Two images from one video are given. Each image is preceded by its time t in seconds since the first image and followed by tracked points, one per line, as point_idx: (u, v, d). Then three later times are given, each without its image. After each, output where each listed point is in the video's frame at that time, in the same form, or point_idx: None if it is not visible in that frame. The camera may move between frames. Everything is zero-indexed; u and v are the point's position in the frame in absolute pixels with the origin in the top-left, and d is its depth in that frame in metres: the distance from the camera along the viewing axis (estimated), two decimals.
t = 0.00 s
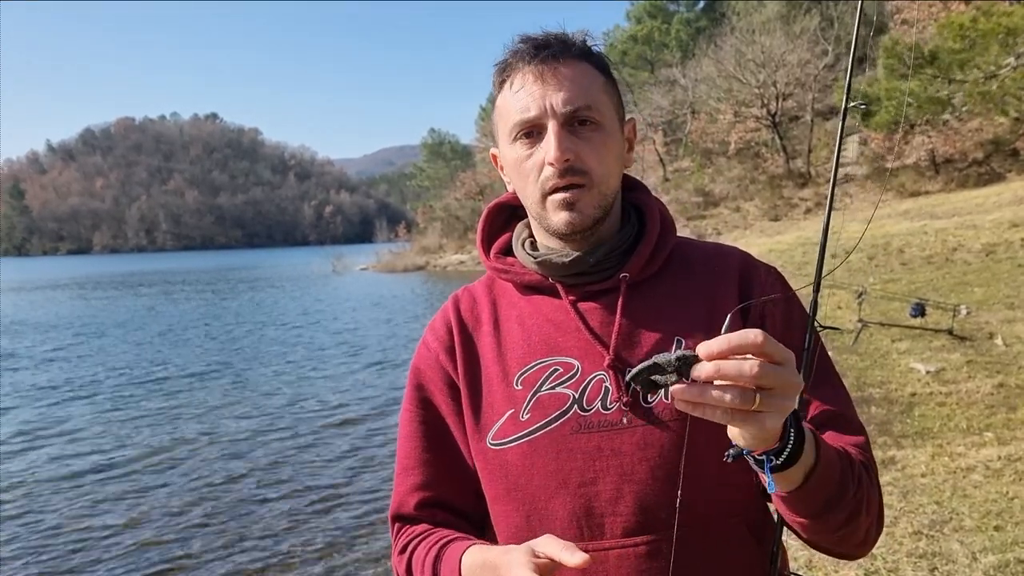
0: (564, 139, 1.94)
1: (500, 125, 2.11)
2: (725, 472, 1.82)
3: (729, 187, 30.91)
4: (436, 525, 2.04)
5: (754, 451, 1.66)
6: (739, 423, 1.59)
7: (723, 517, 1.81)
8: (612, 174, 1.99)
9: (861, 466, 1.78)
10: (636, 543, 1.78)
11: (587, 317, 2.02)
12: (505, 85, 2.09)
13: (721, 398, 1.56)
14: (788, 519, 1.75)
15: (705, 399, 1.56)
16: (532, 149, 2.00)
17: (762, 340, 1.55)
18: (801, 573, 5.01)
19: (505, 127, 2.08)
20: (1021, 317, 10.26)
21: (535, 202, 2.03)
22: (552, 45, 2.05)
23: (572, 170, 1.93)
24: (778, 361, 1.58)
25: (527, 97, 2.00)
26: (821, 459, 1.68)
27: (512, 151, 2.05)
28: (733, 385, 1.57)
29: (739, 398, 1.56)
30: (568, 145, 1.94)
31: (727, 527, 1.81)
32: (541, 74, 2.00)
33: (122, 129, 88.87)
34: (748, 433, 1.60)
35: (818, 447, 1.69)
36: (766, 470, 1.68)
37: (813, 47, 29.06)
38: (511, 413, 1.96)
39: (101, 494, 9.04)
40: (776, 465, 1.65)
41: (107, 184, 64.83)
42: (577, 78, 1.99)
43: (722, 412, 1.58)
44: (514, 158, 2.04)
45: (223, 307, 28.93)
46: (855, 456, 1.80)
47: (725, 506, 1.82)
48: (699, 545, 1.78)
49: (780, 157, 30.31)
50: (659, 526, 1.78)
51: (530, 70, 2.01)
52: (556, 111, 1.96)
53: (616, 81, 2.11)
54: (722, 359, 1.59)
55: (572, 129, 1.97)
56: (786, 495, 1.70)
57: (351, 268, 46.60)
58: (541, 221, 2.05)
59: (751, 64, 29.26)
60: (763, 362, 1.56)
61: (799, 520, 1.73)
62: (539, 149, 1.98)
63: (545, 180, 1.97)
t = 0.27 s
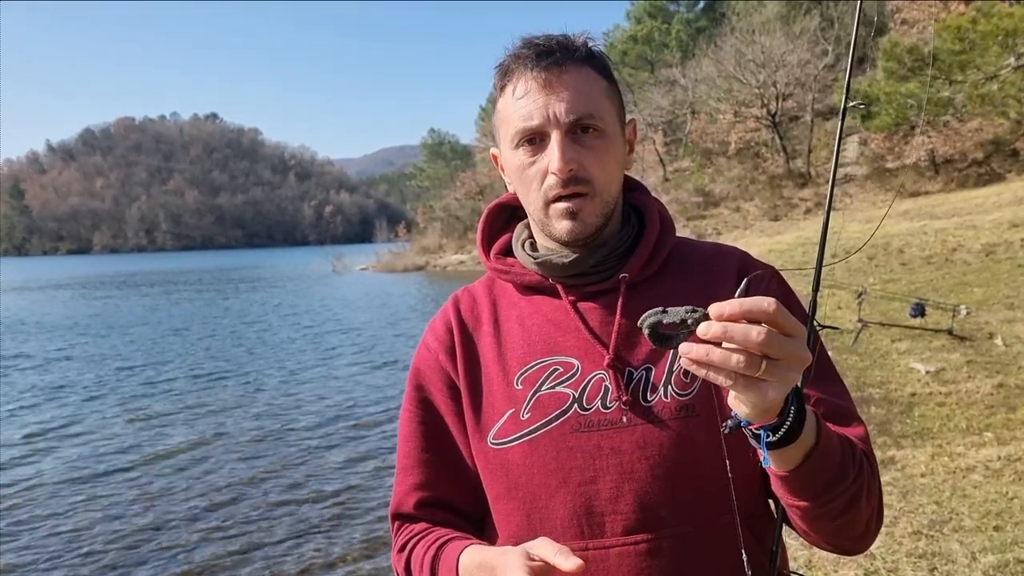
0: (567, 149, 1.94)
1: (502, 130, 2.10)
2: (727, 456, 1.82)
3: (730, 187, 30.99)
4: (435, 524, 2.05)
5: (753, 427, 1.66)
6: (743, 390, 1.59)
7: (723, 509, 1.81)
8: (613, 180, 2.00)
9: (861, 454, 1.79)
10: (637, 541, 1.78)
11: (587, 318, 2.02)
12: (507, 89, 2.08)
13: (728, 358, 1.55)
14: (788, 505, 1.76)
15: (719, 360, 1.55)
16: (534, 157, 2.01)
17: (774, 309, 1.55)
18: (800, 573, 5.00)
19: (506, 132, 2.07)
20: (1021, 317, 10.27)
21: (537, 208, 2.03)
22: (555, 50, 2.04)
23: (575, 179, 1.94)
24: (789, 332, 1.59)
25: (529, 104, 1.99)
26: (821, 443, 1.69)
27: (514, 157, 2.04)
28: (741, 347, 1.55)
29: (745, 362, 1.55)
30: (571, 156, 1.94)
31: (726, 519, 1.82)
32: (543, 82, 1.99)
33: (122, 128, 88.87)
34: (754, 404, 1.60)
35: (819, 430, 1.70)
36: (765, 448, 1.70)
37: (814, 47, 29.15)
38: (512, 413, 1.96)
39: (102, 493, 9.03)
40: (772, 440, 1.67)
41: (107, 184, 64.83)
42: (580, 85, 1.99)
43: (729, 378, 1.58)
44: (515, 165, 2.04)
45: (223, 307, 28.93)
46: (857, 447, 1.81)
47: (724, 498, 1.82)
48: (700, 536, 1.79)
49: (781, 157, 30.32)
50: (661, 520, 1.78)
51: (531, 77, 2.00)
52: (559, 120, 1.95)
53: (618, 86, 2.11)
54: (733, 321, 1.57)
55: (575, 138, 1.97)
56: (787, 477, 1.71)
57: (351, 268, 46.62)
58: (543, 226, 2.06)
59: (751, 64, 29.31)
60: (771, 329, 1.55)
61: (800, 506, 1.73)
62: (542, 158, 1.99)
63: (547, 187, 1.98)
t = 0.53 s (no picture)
0: (569, 149, 1.95)
1: (504, 129, 2.11)
2: (727, 450, 1.83)
3: (729, 187, 30.98)
4: (435, 524, 2.06)
5: (753, 411, 1.67)
6: (742, 362, 1.61)
7: (723, 504, 1.82)
8: (613, 182, 2.01)
9: (862, 444, 1.80)
10: (636, 540, 1.78)
11: (585, 318, 2.03)
12: (511, 87, 2.08)
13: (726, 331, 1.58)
14: (790, 496, 1.77)
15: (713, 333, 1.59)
16: (536, 156, 2.01)
17: (760, 279, 1.59)
18: (800, 573, 5.00)
19: (508, 131, 2.08)
20: (1020, 317, 10.29)
21: (538, 209, 2.04)
22: (560, 49, 2.04)
23: (575, 181, 1.95)
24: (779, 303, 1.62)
25: (533, 103, 2.00)
26: (821, 430, 1.70)
27: (516, 155, 2.05)
28: (734, 318, 1.59)
29: (743, 332, 1.57)
30: (573, 156, 1.95)
31: (724, 516, 1.83)
32: (549, 80, 1.99)
33: (121, 129, 88.80)
34: (752, 375, 1.61)
35: (818, 418, 1.71)
36: (768, 432, 1.69)
37: (813, 47, 29.15)
38: (511, 412, 1.97)
39: (102, 495, 9.05)
40: (777, 425, 1.66)
41: (107, 184, 64.81)
42: (585, 84, 1.99)
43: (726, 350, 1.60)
44: (517, 163, 2.05)
45: (223, 307, 28.94)
46: (857, 437, 1.81)
47: (723, 495, 1.83)
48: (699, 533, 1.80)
49: (780, 157, 30.32)
50: (660, 518, 1.79)
51: (537, 74, 2.00)
52: (563, 120, 1.96)
53: (622, 87, 2.11)
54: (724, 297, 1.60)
55: (578, 138, 1.97)
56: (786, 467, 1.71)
57: (350, 269, 46.62)
58: (543, 227, 2.07)
59: (751, 64, 29.29)
60: (764, 298, 1.59)
61: (802, 496, 1.74)
62: (544, 157, 1.99)
63: (548, 187, 1.99)
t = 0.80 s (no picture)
0: (578, 147, 1.94)
1: (513, 124, 2.09)
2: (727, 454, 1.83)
3: (729, 188, 30.93)
4: (432, 525, 2.05)
5: (760, 433, 1.66)
6: (751, 397, 1.59)
7: (722, 508, 1.82)
8: (620, 182, 2.00)
9: (864, 453, 1.80)
10: (634, 544, 1.77)
11: (585, 320, 2.02)
12: (524, 81, 2.06)
13: (731, 368, 1.56)
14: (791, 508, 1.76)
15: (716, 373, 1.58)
16: (544, 152, 2.00)
17: (759, 312, 1.58)
18: (800, 573, 4.99)
19: (518, 125, 2.06)
20: (1020, 317, 10.28)
21: (541, 204, 2.03)
22: (579, 45, 2.02)
23: (582, 179, 1.94)
24: (782, 333, 1.61)
25: (544, 99, 1.98)
26: (824, 446, 1.69)
27: (523, 150, 2.04)
28: (740, 361, 1.57)
29: (750, 367, 1.56)
30: (581, 155, 1.94)
31: (724, 520, 1.82)
32: (564, 77, 1.98)
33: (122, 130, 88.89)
34: (758, 408, 1.60)
35: (821, 434, 1.70)
36: (776, 453, 1.68)
37: (813, 48, 29.17)
38: (510, 413, 1.96)
39: (101, 495, 9.05)
40: (785, 445, 1.65)
41: (107, 185, 64.80)
42: (598, 83, 1.98)
43: (730, 388, 1.59)
44: (524, 157, 2.04)
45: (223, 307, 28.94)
46: (858, 445, 1.81)
47: (722, 498, 1.82)
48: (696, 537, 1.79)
49: (780, 158, 30.31)
50: (659, 522, 1.78)
51: (552, 69, 1.99)
52: (574, 118, 1.95)
53: (633, 88, 2.10)
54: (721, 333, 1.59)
55: (587, 137, 1.96)
56: (787, 477, 1.71)
57: (350, 269, 46.58)
58: (545, 224, 2.06)
59: (750, 65, 29.24)
60: (765, 330, 1.57)
61: (802, 509, 1.73)
62: (551, 154, 1.98)
63: (554, 183, 1.98)
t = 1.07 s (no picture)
0: (587, 140, 1.95)
1: (521, 117, 2.10)
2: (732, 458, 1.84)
3: (729, 188, 30.89)
4: (430, 525, 2.06)
5: (772, 439, 1.67)
6: (768, 407, 1.59)
7: (724, 509, 1.83)
8: (626, 180, 2.01)
9: (867, 457, 1.81)
10: (635, 544, 1.78)
11: (587, 319, 2.03)
12: (533, 75, 2.07)
13: (745, 376, 1.56)
14: (797, 514, 1.77)
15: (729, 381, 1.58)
16: (552, 144, 2.01)
17: (771, 320, 1.58)
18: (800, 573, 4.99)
19: (526, 118, 2.07)
20: (1020, 318, 10.29)
21: (547, 197, 2.03)
22: (589, 41, 2.03)
23: (591, 172, 1.95)
24: (793, 339, 1.61)
25: (554, 92, 1.99)
26: (831, 452, 1.70)
27: (530, 143, 2.04)
28: (757, 365, 1.57)
29: (765, 375, 1.57)
30: (591, 148, 1.94)
31: (723, 521, 1.83)
32: (574, 69, 1.99)
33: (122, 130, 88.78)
34: (771, 417, 1.60)
35: (827, 440, 1.72)
36: (786, 459, 1.69)
37: (813, 48, 29.23)
38: (510, 413, 1.96)
39: (102, 492, 9.05)
40: (796, 453, 1.66)
41: (107, 185, 64.79)
42: (607, 79, 1.99)
43: (743, 398, 1.59)
44: (531, 150, 2.04)
45: (222, 308, 28.91)
46: (863, 450, 1.82)
47: (722, 499, 1.83)
48: (696, 537, 1.79)
49: (780, 158, 30.31)
50: (659, 522, 1.79)
51: (563, 63, 2.00)
52: (584, 111, 1.96)
53: (641, 88, 2.11)
54: (733, 343, 1.59)
55: (596, 132, 1.97)
56: (794, 483, 1.72)
57: (350, 269, 46.52)
58: (549, 218, 2.06)
59: (750, 65, 29.19)
60: (776, 340, 1.58)
61: (807, 514, 1.75)
62: (560, 146, 1.99)
63: (561, 175, 1.98)
